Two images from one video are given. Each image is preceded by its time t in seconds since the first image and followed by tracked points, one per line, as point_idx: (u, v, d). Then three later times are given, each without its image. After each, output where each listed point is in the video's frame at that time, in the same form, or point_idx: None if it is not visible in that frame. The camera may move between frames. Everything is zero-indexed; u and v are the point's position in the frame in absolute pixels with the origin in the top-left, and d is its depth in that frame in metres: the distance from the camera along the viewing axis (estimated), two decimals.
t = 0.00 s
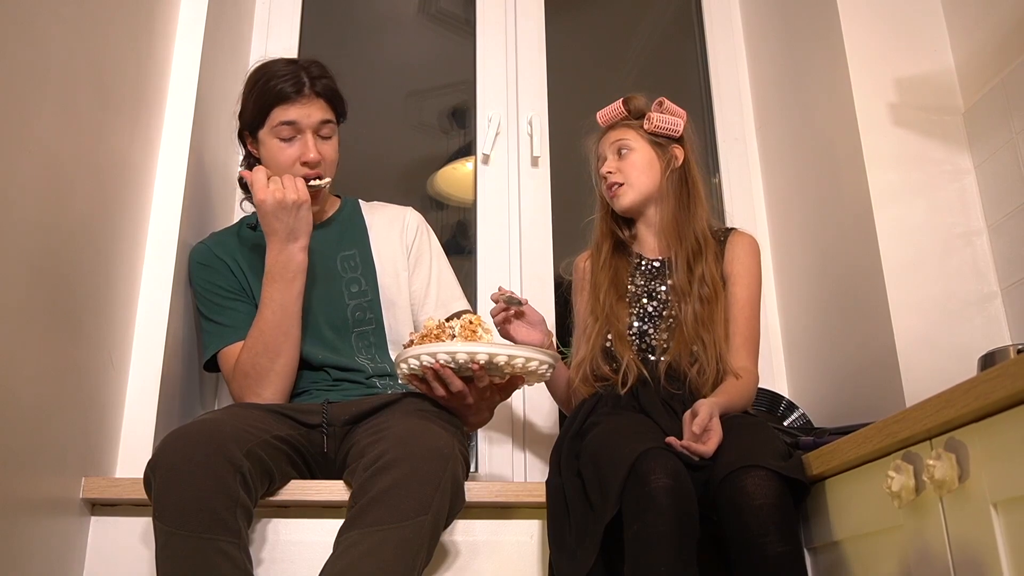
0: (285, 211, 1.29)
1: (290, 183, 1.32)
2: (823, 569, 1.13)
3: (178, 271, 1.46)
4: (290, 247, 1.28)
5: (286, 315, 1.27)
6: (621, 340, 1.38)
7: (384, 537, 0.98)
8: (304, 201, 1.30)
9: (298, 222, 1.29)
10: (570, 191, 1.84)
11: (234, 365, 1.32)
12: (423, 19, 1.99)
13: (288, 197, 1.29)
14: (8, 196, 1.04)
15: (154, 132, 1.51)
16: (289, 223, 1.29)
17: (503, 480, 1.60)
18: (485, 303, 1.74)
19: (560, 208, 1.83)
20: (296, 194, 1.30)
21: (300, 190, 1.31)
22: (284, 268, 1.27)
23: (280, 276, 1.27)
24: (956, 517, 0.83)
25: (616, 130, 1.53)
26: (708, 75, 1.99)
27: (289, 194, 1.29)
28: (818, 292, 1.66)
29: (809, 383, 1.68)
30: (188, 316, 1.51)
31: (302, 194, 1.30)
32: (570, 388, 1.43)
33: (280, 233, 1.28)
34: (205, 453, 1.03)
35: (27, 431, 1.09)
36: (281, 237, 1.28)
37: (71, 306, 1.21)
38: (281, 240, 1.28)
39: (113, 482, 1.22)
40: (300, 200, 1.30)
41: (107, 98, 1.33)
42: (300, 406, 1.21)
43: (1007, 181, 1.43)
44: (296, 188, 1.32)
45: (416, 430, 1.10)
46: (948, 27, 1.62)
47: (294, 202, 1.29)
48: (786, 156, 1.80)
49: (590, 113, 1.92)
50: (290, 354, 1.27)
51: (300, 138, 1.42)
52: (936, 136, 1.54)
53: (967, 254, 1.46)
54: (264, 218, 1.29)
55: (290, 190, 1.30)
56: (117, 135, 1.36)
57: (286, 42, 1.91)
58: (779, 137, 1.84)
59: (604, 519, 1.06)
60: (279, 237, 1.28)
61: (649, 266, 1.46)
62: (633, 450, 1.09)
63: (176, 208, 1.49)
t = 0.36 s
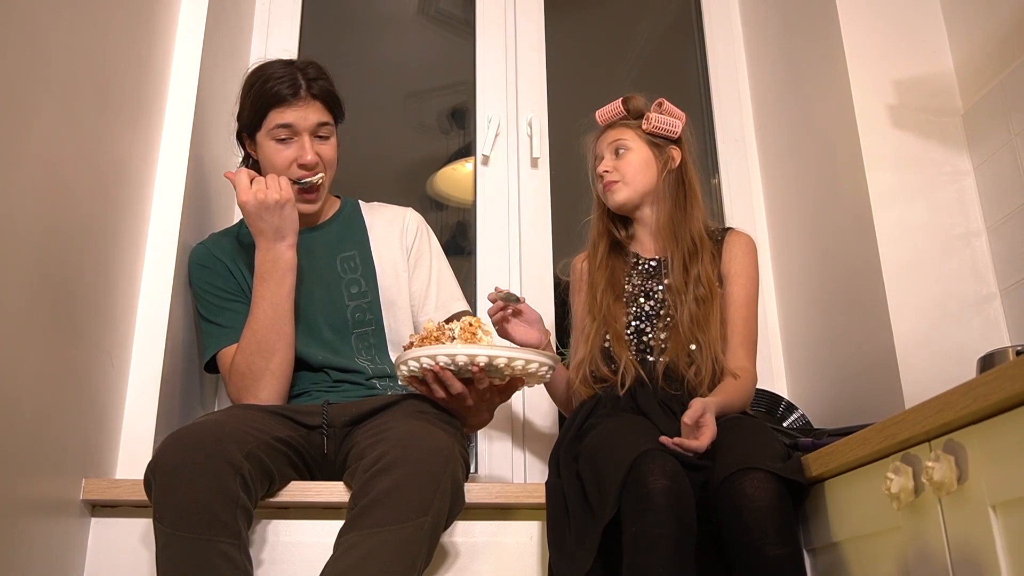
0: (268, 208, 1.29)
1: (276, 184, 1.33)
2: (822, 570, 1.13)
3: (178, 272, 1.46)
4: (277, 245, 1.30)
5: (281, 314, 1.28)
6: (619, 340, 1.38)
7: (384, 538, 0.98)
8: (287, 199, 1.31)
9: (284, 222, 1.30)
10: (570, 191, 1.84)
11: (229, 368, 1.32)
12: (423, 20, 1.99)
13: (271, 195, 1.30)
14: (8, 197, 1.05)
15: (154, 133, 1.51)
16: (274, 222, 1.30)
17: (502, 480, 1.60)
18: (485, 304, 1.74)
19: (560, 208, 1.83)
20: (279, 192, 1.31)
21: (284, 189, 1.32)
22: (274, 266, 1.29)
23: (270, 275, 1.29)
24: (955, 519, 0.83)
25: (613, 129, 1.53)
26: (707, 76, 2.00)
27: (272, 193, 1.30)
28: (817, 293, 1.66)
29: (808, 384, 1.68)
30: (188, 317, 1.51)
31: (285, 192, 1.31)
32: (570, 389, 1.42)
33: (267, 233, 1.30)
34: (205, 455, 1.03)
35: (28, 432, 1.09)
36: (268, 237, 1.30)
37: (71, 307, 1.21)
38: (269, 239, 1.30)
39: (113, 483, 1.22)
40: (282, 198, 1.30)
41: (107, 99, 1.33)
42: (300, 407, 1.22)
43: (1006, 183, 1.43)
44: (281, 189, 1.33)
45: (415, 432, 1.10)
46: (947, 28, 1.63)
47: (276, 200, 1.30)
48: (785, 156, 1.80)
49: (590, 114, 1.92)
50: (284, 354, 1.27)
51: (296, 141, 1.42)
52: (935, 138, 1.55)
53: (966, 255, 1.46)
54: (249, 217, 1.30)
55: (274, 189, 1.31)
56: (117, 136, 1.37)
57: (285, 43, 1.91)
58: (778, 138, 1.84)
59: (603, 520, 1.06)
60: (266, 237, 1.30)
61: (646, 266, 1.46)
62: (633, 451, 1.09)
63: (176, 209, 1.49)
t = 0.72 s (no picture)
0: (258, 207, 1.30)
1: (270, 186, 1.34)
2: (821, 571, 1.13)
3: (176, 272, 1.46)
4: (270, 245, 1.30)
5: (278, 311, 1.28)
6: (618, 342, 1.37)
7: (383, 537, 0.98)
8: (277, 199, 1.31)
9: (277, 220, 1.31)
10: (569, 191, 1.84)
11: (227, 368, 1.32)
12: (422, 19, 1.99)
13: (261, 195, 1.31)
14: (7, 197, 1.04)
15: (153, 132, 1.51)
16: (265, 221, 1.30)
17: (501, 481, 1.60)
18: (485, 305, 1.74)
19: (559, 208, 1.83)
20: (269, 191, 1.32)
21: (274, 187, 1.32)
22: (267, 267, 1.29)
23: (264, 275, 1.29)
24: (954, 520, 0.83)
25: (632, 123, 1.55)
26: (706, 76, 2.00)
27: (261, 191, 1.31)
28: (816, 293, 1.66)
29: (807, 384, 1.68)
30: (187, 316, 1.51)
31: (274, 189, 1.32)
32: (568, 392, 1.43)
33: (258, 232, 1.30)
34: (202, 456, 1.03)
35: (27, 432, 1.09)
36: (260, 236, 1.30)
37: (71, 307, 1.21)
38: (260, 238, 1.30)
39: (112, 484, 1.22)
40: (272, 197, 1.31)
41: (106, 98, 1.33)
42: (299, 407, 1.22)
43: (1005, 183, 1.43)
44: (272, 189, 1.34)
45: (414, 432, 1.10)
46: (946, 28, 1.63)
47: (266, 199, 1.31)
48: (785, 156, 1.80)
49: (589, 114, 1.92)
50: (280, 353, 1.27)
51: (294, 143, 1.42)
52: (934, 138, 1.55)
53: (965, 256, 1.46)
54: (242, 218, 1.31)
55: (263, 187, 1.32)
56: (116, 136, 1.37)
57: (285, 43, 1.91)
58: (778, 137, 1.84)
59: (602, 519, 1.06)
60: (259, 236, 1.30)
61: (645, 267, 1.46)
62: (632, 451, 1.09)
63: (175, 209, 1.49)
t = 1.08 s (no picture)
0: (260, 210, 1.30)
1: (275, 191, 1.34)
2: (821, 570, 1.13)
3: (176, 272, 1.46)
4: (270, 245, 1.30)
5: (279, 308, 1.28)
6: (614, 347, 1.37)
7: (383, 537, 0.98)
8: (280, 201, 1.30)
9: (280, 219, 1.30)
10: (569, 191, 1.84)
11: (227, 368, 1.31)
12: (422, 19, 1.99)
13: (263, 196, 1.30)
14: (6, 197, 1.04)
15: (153, 132, 1.51)
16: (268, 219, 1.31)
17: (500, 480, 1.60)
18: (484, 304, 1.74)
19: (559, 207, 1.83)
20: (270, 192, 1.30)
21: (276, 188, 1.31)
22: (267, 267, 1.29)
23: (264, 275, 1.29)
24: (954, 520, 0.83)
25: (616, 126, 1.54)
26: (706, 75, 2.00)
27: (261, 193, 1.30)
28: (816, 292, 1.66)
29: (807, 383, 1.68)
30: (186, 315, 1.51)
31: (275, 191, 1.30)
32: (561, 395, 1.43)
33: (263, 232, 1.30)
34: (202, 454, 1.03)
35: (26, 431, 1.09)
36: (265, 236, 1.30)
37: (70, 306, 1.21)
38: (261, 239, 1.30)
39: (112, 483, 1.22)
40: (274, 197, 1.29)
41: (105, 97, 1.33)
42: (299, 406, 1.22)
43: (1005, 183, 1.43)
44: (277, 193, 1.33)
45: (413, 431, 1.10)
46: (946, 28, 1.62)
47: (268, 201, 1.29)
48: (785, 156, 1.80)
49: (589, 113, 1.92)
50: (279, 352, 1.27)
51: (299, 142, 1.41)
52: (934, 138, 1.54)
53: (965, 256, 1.46)
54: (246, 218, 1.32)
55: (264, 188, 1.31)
56: (116, 135, 1.36)
57: (284, 42, 1.91)
58: (777, 137, 1.84)
59: (602, 519, 1.06)
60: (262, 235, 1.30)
61: (642, 268, 1.45)
62: (631, 451, 1.09)
63: (174, 208, 1.49)
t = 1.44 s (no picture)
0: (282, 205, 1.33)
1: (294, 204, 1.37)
2: (820, 571, 1.13)
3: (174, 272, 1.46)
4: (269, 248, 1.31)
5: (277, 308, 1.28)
6: (611, 347, 1.37)
7: (383, 537, 0.98)
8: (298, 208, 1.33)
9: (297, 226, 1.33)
10: (568, 190, 1.84)
11: (224, 368, 1.31)
12: (422, 19, 1.99)
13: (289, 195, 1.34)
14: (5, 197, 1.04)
15: (151, 131, 1.51)
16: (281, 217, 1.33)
17: (500, 480, 1.60)
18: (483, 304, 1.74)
19: (558, 207, 1.82)
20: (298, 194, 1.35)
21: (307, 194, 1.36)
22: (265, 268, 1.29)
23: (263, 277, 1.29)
24: (953, 519, 0.83)
25: (595, 130, 1.53)
26: (706, 75, 2.00)
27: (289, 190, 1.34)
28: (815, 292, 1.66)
29: (806, 383, 1.68)
30: (185, 315, 1.51)
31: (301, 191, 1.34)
32: (558, 398, 1.44)
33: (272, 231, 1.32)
34: (199, 455, 1.03)
35: (25, 431, 1.09)
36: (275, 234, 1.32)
37: (69, 306, 1.21)
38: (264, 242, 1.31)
39: (111, 483, 1.22)
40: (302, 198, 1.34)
41: (104, 97, 1.33)
42: (298, 407, 1.21)
43: (1005, 183, 1.43)
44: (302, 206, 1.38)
45: (412, 432, 1.10)
46: (946, 27, 1.62)
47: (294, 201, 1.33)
48: (784, 156, 1.80)
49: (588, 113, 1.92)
50: (279, 353, 1.27)
51: (302, 140, 1.42)
52: (933, 138, 1.54)
53: (964, 256, 1.46)
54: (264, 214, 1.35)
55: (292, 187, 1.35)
56: (115, 134, 1.36)
57: (283, 42, 1.91)
58: (777, 137, 1.84)
59: (601, 519, 1.06)
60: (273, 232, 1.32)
61: (637, 269, 1.46)
62: (630, 451, 1.09)
63: (173, 208, 1.49)
